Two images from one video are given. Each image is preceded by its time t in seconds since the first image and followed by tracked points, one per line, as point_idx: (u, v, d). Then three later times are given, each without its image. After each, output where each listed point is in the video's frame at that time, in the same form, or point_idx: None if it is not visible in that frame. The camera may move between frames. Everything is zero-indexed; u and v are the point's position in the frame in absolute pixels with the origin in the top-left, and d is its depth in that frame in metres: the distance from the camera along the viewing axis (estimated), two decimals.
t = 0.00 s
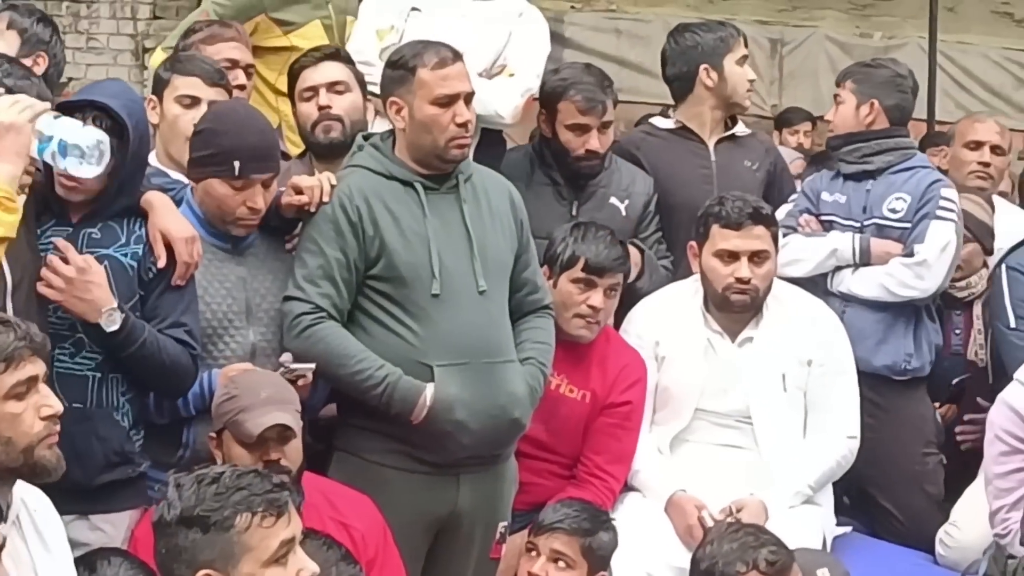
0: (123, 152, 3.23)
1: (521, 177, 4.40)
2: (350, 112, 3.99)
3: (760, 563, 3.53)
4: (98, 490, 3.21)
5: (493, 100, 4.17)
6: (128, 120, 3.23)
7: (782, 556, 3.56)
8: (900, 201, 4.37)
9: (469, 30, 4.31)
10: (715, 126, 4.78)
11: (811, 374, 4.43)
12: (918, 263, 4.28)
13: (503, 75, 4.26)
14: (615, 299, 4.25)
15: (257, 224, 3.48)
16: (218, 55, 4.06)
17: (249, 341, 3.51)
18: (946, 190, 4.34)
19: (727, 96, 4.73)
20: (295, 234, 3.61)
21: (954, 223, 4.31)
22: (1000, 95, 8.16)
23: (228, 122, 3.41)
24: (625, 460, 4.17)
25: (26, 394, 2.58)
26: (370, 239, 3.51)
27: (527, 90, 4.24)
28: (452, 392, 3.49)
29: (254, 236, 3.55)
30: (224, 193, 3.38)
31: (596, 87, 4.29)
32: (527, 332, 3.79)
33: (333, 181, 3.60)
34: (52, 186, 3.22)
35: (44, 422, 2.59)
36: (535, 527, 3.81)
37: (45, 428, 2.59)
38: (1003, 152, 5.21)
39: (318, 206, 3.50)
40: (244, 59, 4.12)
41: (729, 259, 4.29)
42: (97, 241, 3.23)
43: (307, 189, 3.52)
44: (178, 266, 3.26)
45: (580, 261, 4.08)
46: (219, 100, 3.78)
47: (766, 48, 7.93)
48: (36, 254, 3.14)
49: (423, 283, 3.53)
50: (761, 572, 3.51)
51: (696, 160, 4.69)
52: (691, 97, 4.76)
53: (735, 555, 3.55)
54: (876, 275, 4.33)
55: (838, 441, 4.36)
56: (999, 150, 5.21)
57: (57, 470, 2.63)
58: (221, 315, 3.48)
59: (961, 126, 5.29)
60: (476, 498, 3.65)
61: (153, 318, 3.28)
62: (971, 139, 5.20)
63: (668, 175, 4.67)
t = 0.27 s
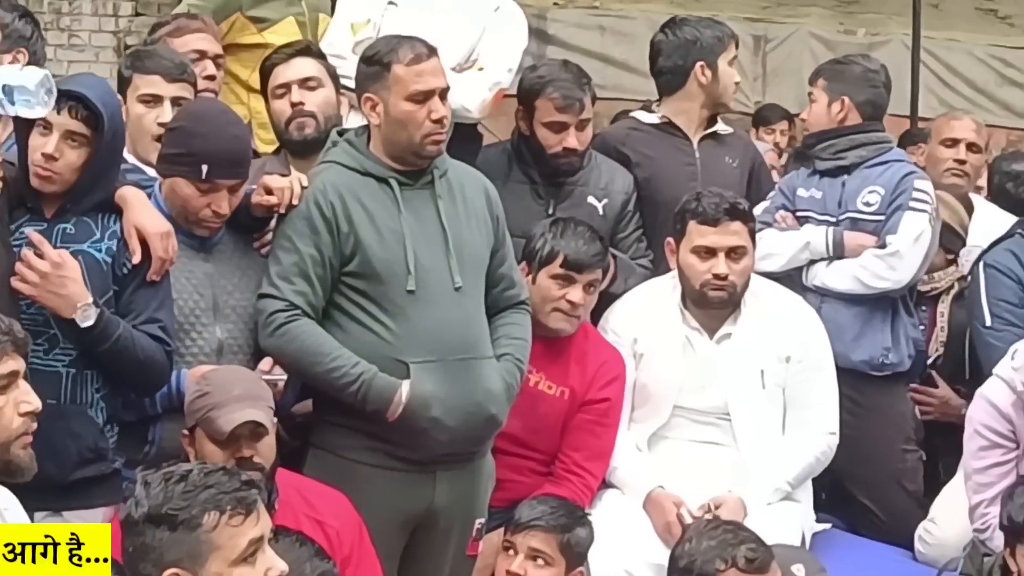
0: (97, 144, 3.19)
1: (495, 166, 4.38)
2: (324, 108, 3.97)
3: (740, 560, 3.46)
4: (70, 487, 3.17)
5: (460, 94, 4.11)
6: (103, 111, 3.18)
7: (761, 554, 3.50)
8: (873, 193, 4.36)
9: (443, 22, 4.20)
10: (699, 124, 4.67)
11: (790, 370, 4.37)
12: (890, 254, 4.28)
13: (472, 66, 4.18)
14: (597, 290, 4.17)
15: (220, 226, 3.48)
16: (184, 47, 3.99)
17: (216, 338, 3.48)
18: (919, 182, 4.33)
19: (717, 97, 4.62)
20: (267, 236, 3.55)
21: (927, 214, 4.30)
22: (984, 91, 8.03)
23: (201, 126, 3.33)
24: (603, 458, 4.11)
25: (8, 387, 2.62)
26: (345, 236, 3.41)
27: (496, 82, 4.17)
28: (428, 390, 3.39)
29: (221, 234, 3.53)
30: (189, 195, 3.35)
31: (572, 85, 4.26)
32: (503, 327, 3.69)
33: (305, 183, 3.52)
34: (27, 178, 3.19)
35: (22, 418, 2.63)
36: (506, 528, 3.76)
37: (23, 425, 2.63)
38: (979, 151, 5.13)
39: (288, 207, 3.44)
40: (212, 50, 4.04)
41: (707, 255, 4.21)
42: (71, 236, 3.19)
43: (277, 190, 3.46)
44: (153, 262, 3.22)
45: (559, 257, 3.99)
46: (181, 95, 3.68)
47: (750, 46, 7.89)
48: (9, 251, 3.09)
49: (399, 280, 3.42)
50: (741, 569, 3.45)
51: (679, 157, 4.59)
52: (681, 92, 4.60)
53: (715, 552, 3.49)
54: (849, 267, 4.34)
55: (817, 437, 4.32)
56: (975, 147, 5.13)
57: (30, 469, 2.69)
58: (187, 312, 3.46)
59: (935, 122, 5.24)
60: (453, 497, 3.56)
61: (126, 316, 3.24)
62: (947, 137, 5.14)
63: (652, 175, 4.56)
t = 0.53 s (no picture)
0: (53, 142, 3.05)
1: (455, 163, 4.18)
2: (281, 105, 3.93)
3: (696, 556, 3.12)
4: (23, 488, 2.99)
5: (413, 90, 4.07)
6: (60, 109, 3.04)
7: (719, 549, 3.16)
8: (826, 190, 4.24)
9: (396, 22, 4.20)
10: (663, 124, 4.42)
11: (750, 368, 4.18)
12: (840, 252, 4.14)
13: (422, 63, 4.15)
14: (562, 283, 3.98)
15: (172, 224, 3.39)
16: (129, 42, 3.93)
17: (168, 335, 3.38)
18: (872, 177, 4.21)
19: (684, 97, 4.39)
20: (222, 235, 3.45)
21: (879, 210, 4.16)
22: (949, 90, 7.99)
23: (152, 124, 3.32)
24: (563, 456, 3.91)
25: None
26: (302, 234, 3.27)
27: (447, 78, 4.13)
28: (384, 386, 3.24)
29: (174, 232, 3.44)
30: (141, 192, 3.29)
31: (544, 94, 4.03)
32: (460, 324, 3.55)
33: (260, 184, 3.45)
34: None
35: None
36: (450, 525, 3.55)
37: None
38: (943, 150, 4.90)
39: (236, 211, 3.37)
40: (158, 44, 3.97)
41: (668, 253, 4.02)
42: (26, 234, 3.05)
43: (227, 192, 3.38)
44: (110, 261, 3.09)
45: (519, 255, 3.82)
46: (128, 92, 3.61)
47: (716, 46, 7.69)
48: None
49: (355, 277, 3.27)
50: (697, 566, 3.12)
51: (644, 155, 4.34)
52: (649, 89, 4.36)
53: (670, 548, 3.15)
54: (800, 265, 4.20)
55: (776, 434, 4.10)
56: (939, 148, 4.93)
57: None
58: (139, 309, 3.35)
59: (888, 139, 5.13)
60: (411, 497, 3.41)
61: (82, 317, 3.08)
62: (912, 136, 4.89)
63: (617, 172, 4.31)
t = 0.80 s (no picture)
0: None
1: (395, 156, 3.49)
2: (223, 101, 3.53)
3: (637, 552, 2.56)
4: None
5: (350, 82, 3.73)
6: None
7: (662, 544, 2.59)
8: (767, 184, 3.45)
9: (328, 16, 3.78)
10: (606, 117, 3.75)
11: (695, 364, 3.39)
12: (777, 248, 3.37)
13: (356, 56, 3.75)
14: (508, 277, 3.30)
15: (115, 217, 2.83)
16: (63, 36, 3.88)
17: (112, 330, 2.83)
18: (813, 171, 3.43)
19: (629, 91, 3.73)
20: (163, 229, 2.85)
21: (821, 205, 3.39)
22: (897, 86, 7.30)
23: (92, 116, 2.77)
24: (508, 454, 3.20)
25: None
26: (242, 229, 2.71)
27: (383, 72, 3.75)
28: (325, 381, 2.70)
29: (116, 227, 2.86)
30: (79, 184, 2.73)
31: (493, 89, 3.36)
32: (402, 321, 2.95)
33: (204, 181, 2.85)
34: None
35: None
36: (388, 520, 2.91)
37: None
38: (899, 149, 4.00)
39: (174, 208, 2.77)
40: (92, 38, 3.91)
41: (611, 248, 3.27)
42: None
43: (167, 187, 2.78)
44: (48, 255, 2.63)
45: (465, 249, 3.13)
46: (64, 87, 3.34)
47: (665, 40, 6.99)
48: None
49: (296, 272, 2.72)
50: (638, 562, 2.55)
51: (587, 151, 3.68)
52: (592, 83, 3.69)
53: (611, 542, 2.58)
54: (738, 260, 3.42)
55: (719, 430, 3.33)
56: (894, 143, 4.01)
57: None
58: (78, 299, 2.79)
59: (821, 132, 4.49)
60: (350, 494, 2.83)
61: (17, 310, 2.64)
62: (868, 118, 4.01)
63: (561, 169, 3.67)
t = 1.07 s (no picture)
0: None
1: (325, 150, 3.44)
2: (152, 94, 3.38)
3: (568, 548, 2.55)
4: None
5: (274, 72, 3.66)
6: None
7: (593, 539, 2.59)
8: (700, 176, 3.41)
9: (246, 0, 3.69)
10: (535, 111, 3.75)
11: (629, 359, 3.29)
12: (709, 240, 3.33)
13: (277, 46, 3.67)
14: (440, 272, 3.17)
15: (43, 211, 2.69)
16: None
17: (37, 325, 2.68)
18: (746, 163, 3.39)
19: (558, 84, 3.72)
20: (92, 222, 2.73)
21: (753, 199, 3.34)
22: (831, 81, 7.19)
23: (18, 110, 2.64)
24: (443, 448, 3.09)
25: None
26: (171, 222, 2.60)
27: (301, 62, 3.71)
28: (259, 379, 2.61)
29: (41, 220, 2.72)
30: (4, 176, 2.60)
31: (426, 82, 3.31)
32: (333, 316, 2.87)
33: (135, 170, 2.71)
34: None
35: None
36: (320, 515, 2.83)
37: None
38: (829, 151, 3.97)
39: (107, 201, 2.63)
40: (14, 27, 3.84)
41: (543, 242, 3.15)
42: None
43: (95, 180, 2.64)
44: None
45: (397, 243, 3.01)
46: None
47: (599, 35, 6.96)
48: None
49: (228, 267, 2.63)
50: (569, 558, 2.54)
51: (517, 143, 3.66)
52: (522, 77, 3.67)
53: (542, 538, 2.57)
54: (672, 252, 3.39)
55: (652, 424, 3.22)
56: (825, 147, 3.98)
57: None
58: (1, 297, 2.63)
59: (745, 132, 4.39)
60: (281, 489, 2.74)
61: None
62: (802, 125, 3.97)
63: (492, 161, 3.64)
